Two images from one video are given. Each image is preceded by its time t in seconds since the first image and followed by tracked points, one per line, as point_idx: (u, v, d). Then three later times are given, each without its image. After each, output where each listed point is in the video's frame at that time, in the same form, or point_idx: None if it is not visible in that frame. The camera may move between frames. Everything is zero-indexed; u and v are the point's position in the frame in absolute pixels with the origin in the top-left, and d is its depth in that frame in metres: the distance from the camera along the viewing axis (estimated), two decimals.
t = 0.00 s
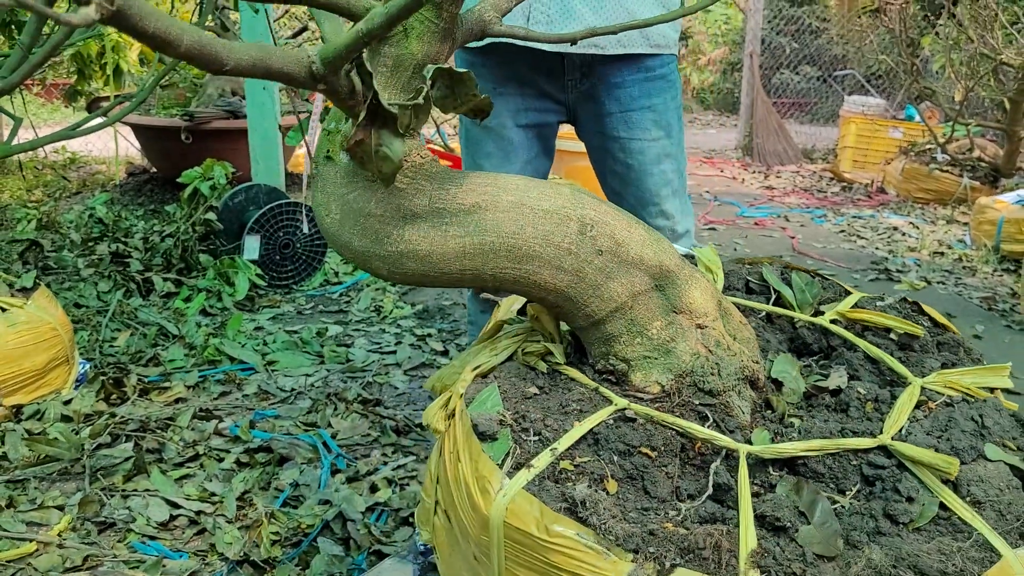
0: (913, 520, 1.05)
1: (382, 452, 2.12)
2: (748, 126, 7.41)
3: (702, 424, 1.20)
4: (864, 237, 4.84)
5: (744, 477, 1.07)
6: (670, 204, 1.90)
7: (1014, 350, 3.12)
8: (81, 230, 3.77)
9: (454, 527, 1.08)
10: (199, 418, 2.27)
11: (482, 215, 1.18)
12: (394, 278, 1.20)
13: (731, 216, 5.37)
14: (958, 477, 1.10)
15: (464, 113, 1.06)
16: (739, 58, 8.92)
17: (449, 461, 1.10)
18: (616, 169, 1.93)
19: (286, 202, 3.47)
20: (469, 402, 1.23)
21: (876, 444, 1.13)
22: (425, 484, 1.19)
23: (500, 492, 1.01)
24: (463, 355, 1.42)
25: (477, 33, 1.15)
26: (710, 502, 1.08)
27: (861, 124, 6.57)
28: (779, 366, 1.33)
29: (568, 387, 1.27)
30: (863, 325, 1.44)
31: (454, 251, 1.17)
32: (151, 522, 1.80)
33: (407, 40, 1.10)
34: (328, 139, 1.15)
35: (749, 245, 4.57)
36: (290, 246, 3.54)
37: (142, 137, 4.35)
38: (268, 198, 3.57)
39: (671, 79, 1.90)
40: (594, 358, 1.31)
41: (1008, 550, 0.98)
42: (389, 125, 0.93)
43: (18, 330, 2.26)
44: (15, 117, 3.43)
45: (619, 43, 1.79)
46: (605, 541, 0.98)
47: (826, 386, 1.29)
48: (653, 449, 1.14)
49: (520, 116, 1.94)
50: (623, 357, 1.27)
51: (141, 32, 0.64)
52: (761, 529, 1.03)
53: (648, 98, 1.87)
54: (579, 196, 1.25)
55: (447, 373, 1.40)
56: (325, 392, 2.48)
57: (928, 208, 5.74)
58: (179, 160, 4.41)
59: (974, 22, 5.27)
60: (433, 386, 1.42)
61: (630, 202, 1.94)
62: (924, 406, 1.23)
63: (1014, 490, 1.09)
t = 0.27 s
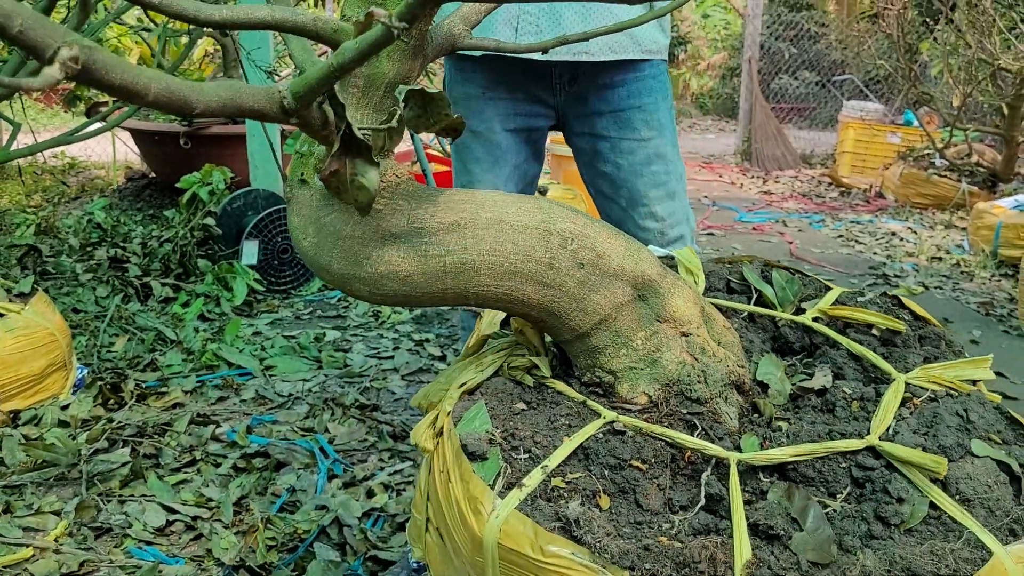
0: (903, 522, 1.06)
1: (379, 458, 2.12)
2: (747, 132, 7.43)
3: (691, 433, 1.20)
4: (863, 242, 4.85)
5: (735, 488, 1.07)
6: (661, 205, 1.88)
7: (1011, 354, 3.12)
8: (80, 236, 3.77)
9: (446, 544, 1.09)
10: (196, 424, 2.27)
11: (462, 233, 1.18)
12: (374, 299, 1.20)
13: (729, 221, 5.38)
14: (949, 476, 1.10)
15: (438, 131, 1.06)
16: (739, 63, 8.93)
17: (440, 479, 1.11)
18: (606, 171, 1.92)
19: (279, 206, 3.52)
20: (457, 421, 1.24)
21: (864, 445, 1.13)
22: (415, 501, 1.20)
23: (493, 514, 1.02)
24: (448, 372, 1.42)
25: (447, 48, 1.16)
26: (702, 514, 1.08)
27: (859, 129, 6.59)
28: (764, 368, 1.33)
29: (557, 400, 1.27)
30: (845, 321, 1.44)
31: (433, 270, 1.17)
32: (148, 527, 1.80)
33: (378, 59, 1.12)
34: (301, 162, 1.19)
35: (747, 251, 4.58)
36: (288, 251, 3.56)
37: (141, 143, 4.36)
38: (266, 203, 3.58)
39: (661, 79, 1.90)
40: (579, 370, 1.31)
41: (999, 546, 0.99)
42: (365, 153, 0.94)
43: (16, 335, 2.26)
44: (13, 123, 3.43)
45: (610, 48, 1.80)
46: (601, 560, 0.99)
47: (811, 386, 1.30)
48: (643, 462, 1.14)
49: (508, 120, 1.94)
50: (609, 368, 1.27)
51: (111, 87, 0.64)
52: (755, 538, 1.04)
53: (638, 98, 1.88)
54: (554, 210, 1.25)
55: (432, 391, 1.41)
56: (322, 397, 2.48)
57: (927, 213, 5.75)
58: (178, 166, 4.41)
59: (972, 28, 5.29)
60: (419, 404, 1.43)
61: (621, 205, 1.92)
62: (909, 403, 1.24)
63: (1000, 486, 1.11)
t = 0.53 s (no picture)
0: (896, 531, 1.06)
1: (379, 461, 2.12)
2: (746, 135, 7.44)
3: (688, 437, 1.21)
4: (862, 245, 4.86)
5: (729, 490, 1.08)
6: (667, 213, 1.90)
7: (1010, 358, 3.13)
8: (80, 239, 3.78)
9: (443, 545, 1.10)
10: (197, 427, 2.27)
11: (464, 234, 1.19)
12: (376, 296, 1.21)
13: (728, 224, 5.39)
14: (945, 487, 1.11)
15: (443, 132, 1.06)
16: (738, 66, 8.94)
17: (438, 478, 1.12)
18: (615, 178, 1.95)
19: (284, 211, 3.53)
20: (456, 420, 1.24)
21: (861, 453, 1.14)
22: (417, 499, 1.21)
23: (487, 510, 1.02)
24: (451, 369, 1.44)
25: (455, 50, 1.21)
26: (695, 517, 1.09)
27: (858, 132, 6.60)
28: (765, 375, 1.34)
29: (556, 401, 1.28)
30: (849, 331, 1.46)
31: (437, 270, 1.18)
32: (149, 530, 1.81)
33: (386, 61, 1.12)
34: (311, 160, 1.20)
35: (746, 254, 4.58)
36: (288, 255, 3.58)
37: (141, 146, 4.37)
38: (267, 208, 3.59)
39: (671, 88, 1.93)
40: (579, 373, 1.32)
41: (991, 559, 0.99)
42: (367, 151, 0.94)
43: (16, 338, 2.27)
44: (14, 126, 3.44)
45: (610, 59, 1.86)
46: (590, 557, 0.99)
47: (812, 395, 1.31)
48: (638, 465, 1.15)
49: (516, 126, 1.99)
50: (609, 371, 1.29)
51: (114, 83, 0.67)
52: (746, 543, 1.04)
53: (645, 105, 1.90)
54: (558, 212, 1.25)
55: (434, 388, 1.41)
56: (322, 400, 2.49)
57: (926, 216, 5.76)
58: (179, 169, 4.42)
59: (971, 31, 5.30)
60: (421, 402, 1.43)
61: (628, 212, 1.95)
62: (910, 413, 1.24)
63: (997, 498, 1.11)
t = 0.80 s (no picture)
0: (889, 534, 1.05)
1: (379, 462, 2.12)
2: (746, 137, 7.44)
3: (682, 437, 1.21)
4: (862, 247, 4.85)
5: (719, 489, 1.07)
6: (711, 225, 1.88)
7: (1011, 359, 3.12)
8: (80, 241, 3.78)
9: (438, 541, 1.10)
10: (197, 428, 2.27)
11: (462, 230, 1.18)
12: (378, 292, 1.21)
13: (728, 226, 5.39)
14: (940, 490, 1.09)
15: (444, 130, 1.05)
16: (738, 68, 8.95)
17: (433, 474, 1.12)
18: (661, 186, 1.93)
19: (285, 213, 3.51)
20: (452, 415, 1.24)
21: (857, 455, 1.12)
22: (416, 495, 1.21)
23: (477, 504, 1.02)
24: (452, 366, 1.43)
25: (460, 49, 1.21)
26: (684, 515, 1.08)
27: (858, 134, 6.60)
28: (766, 377, 1.33)
29: (551, 400, 1.28)
30: (856, 334, 1.44)
31: (436, 265, 1.18)
32: (149, 532, 1.81)
33: (387, 59, 1.11)
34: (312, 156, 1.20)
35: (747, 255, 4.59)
36: (288, 256, 3.57)
37: (141, 148, 4.36)
38: (267, 209, 3.59)
39: (728, 97, 1.87)
40: (577, 370, 1.32)
41: (985, 563, 0.98)
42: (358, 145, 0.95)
43: (16, 339, 2.27)
44: (14, 128, 3.44)
45: (664, 62, 1.80)
46: (576, 553, 0.99)
47: (813, 397, 1.30)
48: (630, 462, 1.15)
49: (561, 129, 1.95)
50: (605, 369, 1.29)
51: (98, 72, 0.69)
52: (735, 542, 1.04)
53: (698, 112, 1.85)
54: (554, 210, 1.25)
55: (434, 385, 1.41)
56: (322, 402, 2.49)
57: (926, 218, 5.76)
58: (179, 170, 4.42)
59: (971, 34, 5.30)
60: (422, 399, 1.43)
61: (673, 221, 1.94)
62: (911, 417, 1.23)
63: (994, 503, 1.08)
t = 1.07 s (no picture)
0: (877, 543, 1.03)
1: (380, 466, 2.11)
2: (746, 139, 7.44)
3: (674, 442, 1.21)
4: (862, 249, 4.85)
5: (705, 495, 1.07)
6: (749, 231, 1.91)
7: (1013, 362, 3.12)
8: (80, 243, 3.78)
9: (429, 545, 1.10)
10: (197, 432, 2.26)
11: (453, 234, 1.19)
12: (375, 295, 1.23)
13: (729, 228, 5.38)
14: (933, 499, 1.08)
15: (434, 135, 1.05)
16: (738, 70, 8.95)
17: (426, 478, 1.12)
18: (701, 188, 1.95)
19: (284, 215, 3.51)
20: (445, 418, 1.25)
21: (850, 462, 1.12)
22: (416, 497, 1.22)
23: (463, 507, 1.02)
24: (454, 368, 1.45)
25: (455, 55, 1.21)
26: (670, 520, 1.08)
27: (859, 137, 6.60)
28: (766, 382, 1.32)
29: (542, 403, 1.28)
30: (861, 339, 1.43)
31: (430, 269, 1.18)
32: (149, 536, 1.80)
33: (379, 64, 1.10)
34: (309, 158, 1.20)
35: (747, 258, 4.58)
36: (289, 259, 3.56)
37: (142, 150, 4.36)
38: (268, 212, 3.59)
39: (777, 102, 1.88)
40: (570, 374, 1.32)
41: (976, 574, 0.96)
42: (337, 153, 0.97)
43: (16, 343, 2.26)
44: (14, 131, 3.43)
45: (732, 67, 1.79)
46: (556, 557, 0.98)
47: (812, 403, 1.28)
48: (617, 467, 1.15)
49: (605, 129, 1.95)
50: (596, 373, 1.28)
51: (65, 82, 0.77)
52: (719, 549, 1.03)
53: (745, 117, 1.86)
54: (546, 213, 1.25)
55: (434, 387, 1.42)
56: (323, 405, 2.48)
57: (927, 221, 5.75)
58: (179, 173, 4.41)
59: (971, 36, 5.30)
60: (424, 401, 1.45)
61: (712, 223, 1.96)
62: (912, 424, 1.22)
63: (989, 512, 1.06)
